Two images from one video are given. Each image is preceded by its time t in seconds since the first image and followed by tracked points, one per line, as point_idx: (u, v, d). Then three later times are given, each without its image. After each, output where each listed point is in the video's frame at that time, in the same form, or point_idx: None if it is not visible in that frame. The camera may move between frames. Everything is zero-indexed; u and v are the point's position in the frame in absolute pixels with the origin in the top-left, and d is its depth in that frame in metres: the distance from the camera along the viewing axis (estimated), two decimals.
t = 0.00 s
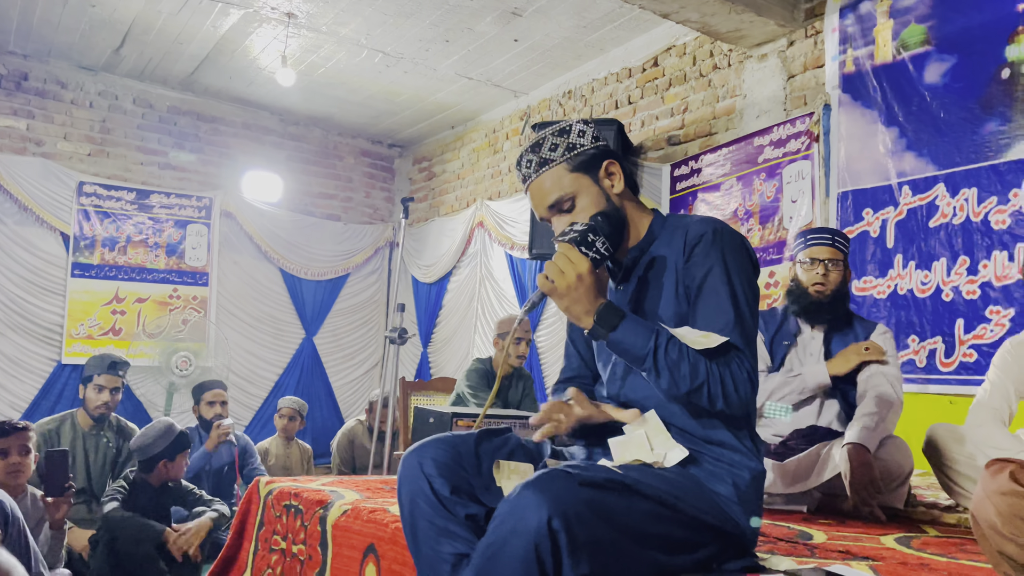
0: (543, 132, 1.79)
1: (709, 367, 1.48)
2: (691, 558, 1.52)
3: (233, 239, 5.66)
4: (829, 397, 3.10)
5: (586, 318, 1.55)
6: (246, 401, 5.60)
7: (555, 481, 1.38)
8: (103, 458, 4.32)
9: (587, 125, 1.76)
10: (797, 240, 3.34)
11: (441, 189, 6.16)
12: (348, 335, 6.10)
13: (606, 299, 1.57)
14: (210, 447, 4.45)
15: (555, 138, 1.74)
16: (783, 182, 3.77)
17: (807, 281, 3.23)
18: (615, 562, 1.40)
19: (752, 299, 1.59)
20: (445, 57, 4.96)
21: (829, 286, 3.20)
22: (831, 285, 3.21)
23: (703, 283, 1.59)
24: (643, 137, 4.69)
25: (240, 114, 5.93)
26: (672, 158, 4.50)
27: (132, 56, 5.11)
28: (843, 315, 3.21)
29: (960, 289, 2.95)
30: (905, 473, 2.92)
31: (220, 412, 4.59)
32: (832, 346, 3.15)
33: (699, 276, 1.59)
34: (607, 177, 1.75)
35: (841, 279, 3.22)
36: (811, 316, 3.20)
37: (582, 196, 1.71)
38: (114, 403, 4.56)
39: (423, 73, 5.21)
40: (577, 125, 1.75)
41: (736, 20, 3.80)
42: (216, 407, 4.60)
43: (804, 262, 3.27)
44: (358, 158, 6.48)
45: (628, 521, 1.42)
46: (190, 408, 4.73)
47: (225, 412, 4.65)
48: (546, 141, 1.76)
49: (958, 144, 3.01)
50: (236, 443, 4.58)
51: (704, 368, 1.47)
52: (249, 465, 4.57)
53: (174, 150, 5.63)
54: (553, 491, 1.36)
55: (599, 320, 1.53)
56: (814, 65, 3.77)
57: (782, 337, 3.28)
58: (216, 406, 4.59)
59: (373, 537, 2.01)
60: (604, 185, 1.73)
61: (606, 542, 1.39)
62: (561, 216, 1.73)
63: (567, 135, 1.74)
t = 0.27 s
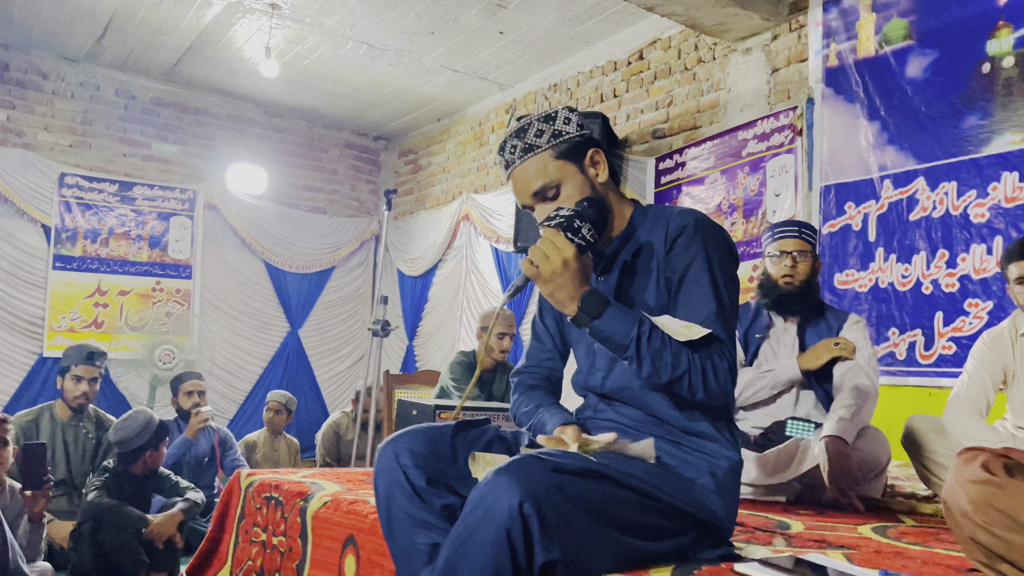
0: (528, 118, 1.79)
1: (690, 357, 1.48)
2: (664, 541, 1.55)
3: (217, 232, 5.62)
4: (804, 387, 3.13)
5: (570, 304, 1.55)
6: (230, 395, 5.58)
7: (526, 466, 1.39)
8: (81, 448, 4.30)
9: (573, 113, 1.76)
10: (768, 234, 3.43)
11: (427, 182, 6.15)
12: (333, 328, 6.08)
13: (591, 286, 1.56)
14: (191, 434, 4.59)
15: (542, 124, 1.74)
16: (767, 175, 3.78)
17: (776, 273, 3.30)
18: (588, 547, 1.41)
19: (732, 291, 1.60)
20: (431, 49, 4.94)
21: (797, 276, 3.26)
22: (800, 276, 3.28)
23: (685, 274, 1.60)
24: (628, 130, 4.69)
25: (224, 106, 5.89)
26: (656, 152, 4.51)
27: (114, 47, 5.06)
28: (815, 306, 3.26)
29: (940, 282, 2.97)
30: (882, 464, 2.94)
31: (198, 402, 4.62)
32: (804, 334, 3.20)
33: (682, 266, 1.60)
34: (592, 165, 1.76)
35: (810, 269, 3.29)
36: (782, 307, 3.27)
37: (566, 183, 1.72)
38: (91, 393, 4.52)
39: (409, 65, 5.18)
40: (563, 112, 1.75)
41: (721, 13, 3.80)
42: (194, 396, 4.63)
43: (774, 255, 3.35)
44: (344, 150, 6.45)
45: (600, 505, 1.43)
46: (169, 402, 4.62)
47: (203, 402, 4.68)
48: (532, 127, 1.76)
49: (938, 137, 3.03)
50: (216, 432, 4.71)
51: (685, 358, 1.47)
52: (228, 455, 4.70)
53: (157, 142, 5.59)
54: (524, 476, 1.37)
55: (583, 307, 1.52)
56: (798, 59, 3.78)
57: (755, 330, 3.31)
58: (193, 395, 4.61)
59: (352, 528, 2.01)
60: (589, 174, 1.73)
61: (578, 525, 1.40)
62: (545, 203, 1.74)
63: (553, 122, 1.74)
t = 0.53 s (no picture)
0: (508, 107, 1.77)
1: (663, 357, 1.50)
2: (638, 535, 1.55)
3: (199, 227, 5.58)
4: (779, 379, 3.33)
5: (543, 303, 1.55)
6: (214, 390, 5.57)
7: (502, 465, 1.40)
8: (60, 446, 4.29)
9: (553, 105, 1.74)
10: (735, 230, 3.66)
11: (411, 176, 6.13)
12: (316, 323, 6.06)
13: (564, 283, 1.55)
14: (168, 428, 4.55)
15: (521, 115, 1.72)
16: (747, 169, 3.79)
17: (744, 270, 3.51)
18: (564, 544, 1.42)
19: (707, 289, 1.60)
20: (413, 43, 4.92)
21: (762, 271, 3.45)
22: (766, 270, 3.47)
23: (661, 271, 1.59)
24: (610, 124, 4.69)
25: (205, 99, 5.84)
26: (639, 146, 4.52)
27: (93, 39, 5.01)
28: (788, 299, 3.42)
29: (916, 274, 2.98)
30: (857, 455, 3.04)
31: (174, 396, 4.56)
32: (775, 326, 3.39)
33: (658, 264, 1.60)
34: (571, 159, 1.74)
35: (775, 263, 3.47)
36: (753, 300, 3.46)
37: (544, 176, 1.70)
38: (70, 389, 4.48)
39: (391, 59, 5.16)
40: (543, 103, 1.73)
41: (702, 8, 3.81)
42: (171, 391, 4.55)
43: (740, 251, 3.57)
44: (327, 144, 6.42)
45: (576, 503, 1.44)
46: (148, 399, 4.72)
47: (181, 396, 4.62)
48: (511, 118, 1.73)
49: (916, 131, 3.05)
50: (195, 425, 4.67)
51: (658, 357, 1.48)
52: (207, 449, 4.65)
53: (138, 135, 5.54)
54: (500, 475, 1.38)
55: (558, 305, 1.52)
56: (778, 53, 3.80)
57: (728, 324, 3.53)
58: (170, 390, 4.54)
59: (328, 522, 2.01)
60: (568, 168, 1.71)
61: (553, 523, 1.41)
62: (523, 194, 1.72)
63: (533, 113, 1.72)
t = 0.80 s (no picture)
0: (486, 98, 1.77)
1: (636, 351, 1.48)
2: (608, 525, 1.56)
3: (181, 222, 5.57)
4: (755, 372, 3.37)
5: (517, 299, 1.54)
6: (197, 387, 5.55)
7: (474, 457, 1.39)
8: (40, 443, 4.25)
9: (532, 97, 1.74)
10: (711, 224, 3.71)
11: (395, 171, 6.12)
12: (300, 318, 6.04)
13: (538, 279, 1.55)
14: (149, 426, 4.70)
15: (498, 107, 1.72)
16: (728, 163, 3.81)
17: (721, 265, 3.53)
18: (535, 535, 1.42)
19: (682, 283, 1.60)
20: (395, 37, 4.91)
21: (740, 264, 3.48)
22: (743, 264, 3.49)
23: (637, 265, 1.59)
24: (593, 119, 4.70)
25: (187, 94, 5.80)
26: (621, 141, 4.53)
27: (72, 34, 4.97)
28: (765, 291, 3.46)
29: (894, 267, 3.01)
30: (832, 446, 3.09)
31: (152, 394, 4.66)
32: (752, 319, 3.42)
33: (635, 258, 1.59)
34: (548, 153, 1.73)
35: (752, 255, 3.51)
36: (731, 294, 3.49)
37: (519, 169, 1.70)
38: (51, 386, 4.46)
39: (374, 53, 5.15)
40: (521, 95, 1.73)
41: (683, 2, 3.82)
42: (150, 388, 4.63)
43: (716, 246, 3.61)
44: (310, 139, 6.40)
45: (547, 494, 1.44)
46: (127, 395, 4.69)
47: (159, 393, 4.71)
48: (488, 109, 1.73)
49: (893, 125, 3.07)
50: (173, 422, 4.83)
51: (631, 352, 1.47)
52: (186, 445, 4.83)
53: (119, 131, 5.50)
54: (472, 467, 1.37)
55: (531, 300, 1.51)
56: (759, 48, 3.81)
57: (705, 318, 3.57)
58: (149, 387, 4.61)
59: (304, 516, 2.01)
60: (545, 162, 1.71)
61: (524, 514, 1.41)
62: (498, 187, 1.73)
63: (510, 105, 1.72)
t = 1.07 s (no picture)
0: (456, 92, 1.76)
1: (601, 342, 1.49)
2: (579, 517, 1.57)
3: (163, 219, 5.55)
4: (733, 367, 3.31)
5: (484, 289, 1.56)
6: (179, 384, 5.54)
7: (446, 454, 1.39)
8: (19, 441, 4.24)
9: (501, 93, 1.73)
10: (696, 219, 3.57)
11: (378, 166, 6.11)
12: (283, 314, 6.03)
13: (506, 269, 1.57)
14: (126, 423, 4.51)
15: (466, 102, 1.72)
16: (707, 158, 3.84)
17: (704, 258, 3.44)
18: (506, 529, 1.43)
19: (652, 278, 1.60)
20: (376, 32, 4.90)
21: (723, 260, 3.38)
22: (727, 259, 3.40)
23: (607, 258, 1.59)
24: (574, 114, 4.71)
25: (167, 90, 5.77)
26: (602, 136, 4.54)
27: (50, 29, 4.93)
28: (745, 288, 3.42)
29: (869, 261, 3.04)
30: (807, 438, 3.12)
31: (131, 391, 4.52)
32: (732, 316, 3.40)
33: (605, 251, 1.59)
34: (514, 152, 1.72)
35: (735, 253, 3.40)
36: (712, 289, 3.43)
37: (483, 166, 1.71)
38: (30, 385, 4.43)
39: (355, 49, 5.14)
40: (490, 91, 1.73)
41: None
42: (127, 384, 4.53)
43: (699, 241, 3.48)
44: (292, 135, 6.38)
45: (518, 489, 1.45)
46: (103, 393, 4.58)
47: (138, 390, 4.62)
48: (456, 104, 1.73)
49: (869, 120, 3.10)
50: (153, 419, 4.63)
51: (595, 343, 1.48)
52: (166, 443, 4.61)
53: (98, 127, 5.46)
54: (444, 465, 1.37)
55: (497, 291, 1.54)
56: (737, 43, 3.84)
57: (685, 312, 3.54)
58: (127, 383, 4.51)
59: (279, 511, 2.02)
60: (508, 162, 1.70)
61: (495, 510, 1.41)
62: (461, 181, 1.73)
63: (479, 101, 1.72)
